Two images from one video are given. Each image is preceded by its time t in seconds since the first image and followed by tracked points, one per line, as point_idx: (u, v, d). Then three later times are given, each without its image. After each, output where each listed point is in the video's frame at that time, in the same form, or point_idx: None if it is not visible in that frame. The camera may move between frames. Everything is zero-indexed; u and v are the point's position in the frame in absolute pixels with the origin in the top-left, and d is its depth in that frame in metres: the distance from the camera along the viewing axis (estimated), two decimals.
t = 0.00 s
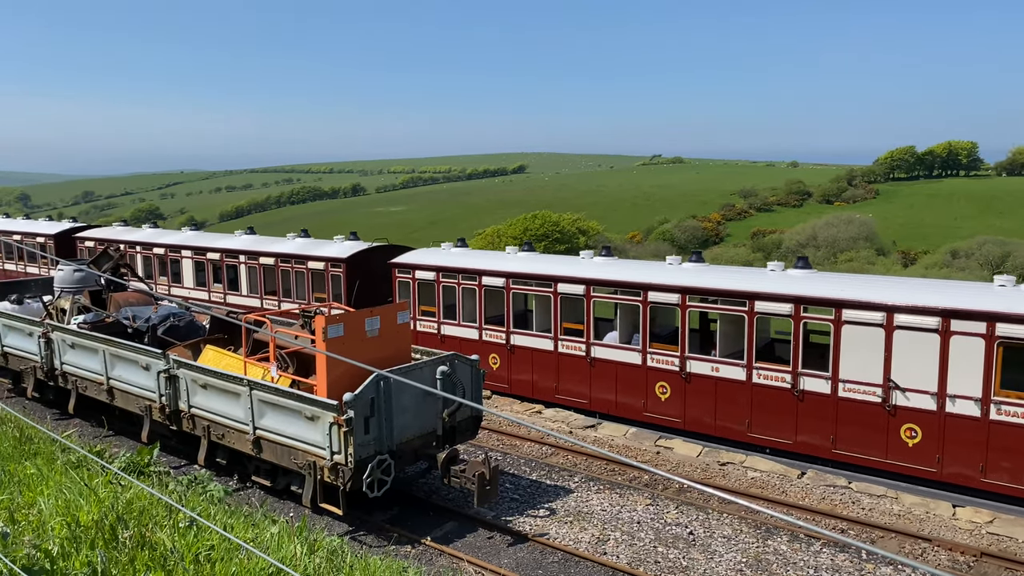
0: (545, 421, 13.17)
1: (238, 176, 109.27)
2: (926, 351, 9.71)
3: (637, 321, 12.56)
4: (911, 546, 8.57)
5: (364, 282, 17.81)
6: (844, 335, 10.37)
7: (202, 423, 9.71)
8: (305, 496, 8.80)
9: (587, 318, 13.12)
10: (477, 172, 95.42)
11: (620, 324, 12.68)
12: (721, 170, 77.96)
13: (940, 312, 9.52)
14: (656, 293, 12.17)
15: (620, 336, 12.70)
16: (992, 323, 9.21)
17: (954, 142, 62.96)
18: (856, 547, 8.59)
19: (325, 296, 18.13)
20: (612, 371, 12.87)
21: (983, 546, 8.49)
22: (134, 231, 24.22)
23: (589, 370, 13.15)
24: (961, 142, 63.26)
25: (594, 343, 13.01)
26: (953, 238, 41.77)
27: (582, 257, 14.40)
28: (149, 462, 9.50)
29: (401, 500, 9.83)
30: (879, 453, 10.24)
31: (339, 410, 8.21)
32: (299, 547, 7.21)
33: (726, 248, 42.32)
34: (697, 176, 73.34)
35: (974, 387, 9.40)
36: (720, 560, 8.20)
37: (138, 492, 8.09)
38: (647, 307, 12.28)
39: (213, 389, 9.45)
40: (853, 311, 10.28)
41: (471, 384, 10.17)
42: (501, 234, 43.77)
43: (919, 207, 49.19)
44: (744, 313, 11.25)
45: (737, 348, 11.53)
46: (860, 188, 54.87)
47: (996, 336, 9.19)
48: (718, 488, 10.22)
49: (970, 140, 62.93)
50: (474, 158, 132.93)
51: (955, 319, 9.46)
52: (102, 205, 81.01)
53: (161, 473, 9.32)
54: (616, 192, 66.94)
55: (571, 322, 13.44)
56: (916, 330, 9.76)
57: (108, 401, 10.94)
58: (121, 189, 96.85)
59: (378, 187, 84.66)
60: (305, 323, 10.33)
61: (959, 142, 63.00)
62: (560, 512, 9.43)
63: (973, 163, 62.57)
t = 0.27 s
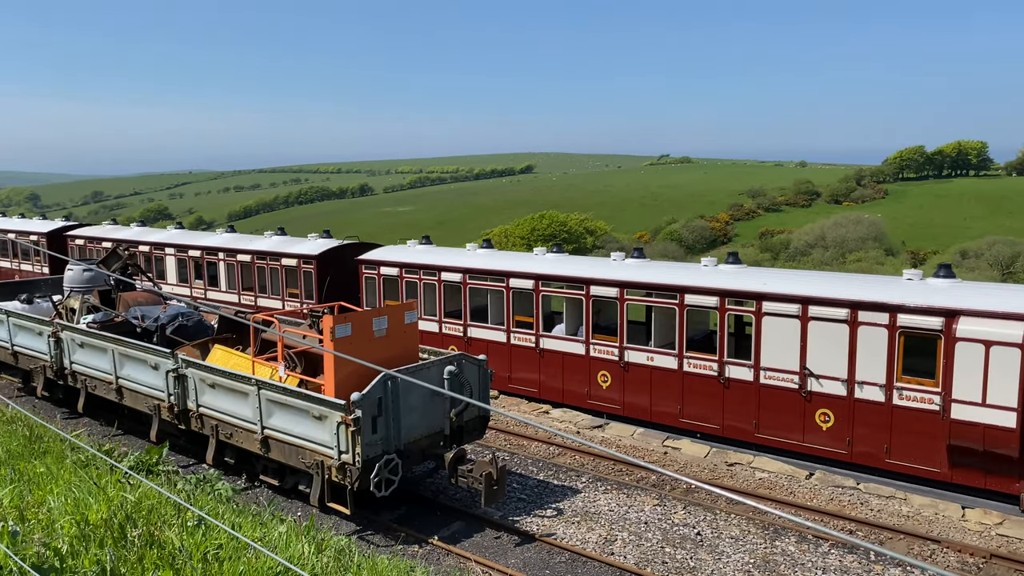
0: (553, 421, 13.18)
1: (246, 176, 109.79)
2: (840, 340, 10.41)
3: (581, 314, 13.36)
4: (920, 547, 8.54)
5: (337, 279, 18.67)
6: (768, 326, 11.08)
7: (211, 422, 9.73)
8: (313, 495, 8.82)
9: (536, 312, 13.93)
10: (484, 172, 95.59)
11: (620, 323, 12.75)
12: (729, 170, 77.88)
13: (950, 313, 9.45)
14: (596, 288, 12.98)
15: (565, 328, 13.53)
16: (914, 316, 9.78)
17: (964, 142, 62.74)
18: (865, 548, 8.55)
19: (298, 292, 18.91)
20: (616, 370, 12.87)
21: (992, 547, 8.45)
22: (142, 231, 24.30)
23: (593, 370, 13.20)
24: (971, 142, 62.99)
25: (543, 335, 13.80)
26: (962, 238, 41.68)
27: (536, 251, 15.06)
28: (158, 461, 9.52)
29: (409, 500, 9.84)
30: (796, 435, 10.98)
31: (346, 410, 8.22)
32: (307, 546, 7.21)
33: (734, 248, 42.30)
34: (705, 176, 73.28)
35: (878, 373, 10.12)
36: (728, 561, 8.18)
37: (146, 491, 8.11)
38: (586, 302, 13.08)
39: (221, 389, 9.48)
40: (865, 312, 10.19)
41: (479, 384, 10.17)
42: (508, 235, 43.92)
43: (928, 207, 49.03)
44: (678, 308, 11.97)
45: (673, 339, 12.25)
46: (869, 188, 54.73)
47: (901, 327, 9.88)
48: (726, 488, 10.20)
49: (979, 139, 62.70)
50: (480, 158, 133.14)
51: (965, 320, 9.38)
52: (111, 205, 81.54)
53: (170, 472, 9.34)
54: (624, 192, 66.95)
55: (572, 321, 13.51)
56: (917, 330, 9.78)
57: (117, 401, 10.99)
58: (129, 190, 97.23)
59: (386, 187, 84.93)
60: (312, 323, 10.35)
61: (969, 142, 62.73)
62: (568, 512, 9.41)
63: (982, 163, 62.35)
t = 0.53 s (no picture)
0: (559, 422, 13.18)
1: (253, 176, 110.09)
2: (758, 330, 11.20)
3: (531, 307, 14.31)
4: (926, 548, 8.51)
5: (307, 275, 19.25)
6: (695, 318, 11.91)
7: (218, 421, 9.76)
8: (319, 495, 8.82)
9: (490, 305, 14.82)
10: (490, 172, 95.73)
11: (623, 322, 12.81)
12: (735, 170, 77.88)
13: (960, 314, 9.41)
14: (541, 283, 13.91)
15: (543, 324, 14.00)
16: (824, 308, 10.55)
17: (971, 142, 62.58)
18: (871, 549, 8.52)
19: (271, 288, 19.45)
20: (620, 370, 12.96)
21: (1000, 549, 8.42)
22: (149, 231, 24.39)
23: (597, 370, 13.24)
24: (978, 141, 62.84)
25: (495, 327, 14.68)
26: (970, 238, 41.58)
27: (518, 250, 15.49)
28: (164, 461, 9.54)
29: (414, 500, 9.84)
30: (721, 418, 11.77)
31: (352, 410, 8.21)
32: (313, 545, 7.22)
33: (740, 248, 42.30)
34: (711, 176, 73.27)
35: (793, 361, 10.89)
36: (734, 561, 8.16)
37: (153, 491, 8.12)
38: (533, 295, 14.00)
39: (228, 389, 9.50)
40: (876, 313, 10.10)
41: (484, 384, 10.18)
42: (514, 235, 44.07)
43: (935, 207, 48.97)
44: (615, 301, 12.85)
45: (612, 330, 13.20)
46: (876, 188, 54.66)
47: (811, 317, 10.65)
48: (732, 489, 10.18)
49: (987, 140, 62.51)
50: (485, 158, 133.30)
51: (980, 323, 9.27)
52: (118, 205, 81.85)
53: (177, 471, 9.36)
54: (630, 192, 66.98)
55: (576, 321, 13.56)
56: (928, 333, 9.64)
57: (124, 400, 11.02)
58: (135, 190, 97.52)
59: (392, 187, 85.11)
60: (319, 323, 10.37)
61: (976, 142, 62.57)
62: (574, 513, 9.41)
63: (990, 163, 62.13)
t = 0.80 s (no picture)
0: (563, 421, 13.19)
1: (258, 176, 110.39)
2: (686, 321, 12.00)
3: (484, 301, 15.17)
4: (932, 549, 8.49)
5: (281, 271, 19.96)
6: (631, 310, 12.73)
7: (222, 421, 9.77)
8: (323, 494, 8.82)
9: (448, 299, 15.75)
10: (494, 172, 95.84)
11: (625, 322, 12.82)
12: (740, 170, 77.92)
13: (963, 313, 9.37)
14: (494, 277, 14.74)
15: (546, 325, 14.03)
16: (744, 300, 11.31)
17: (977, 142, 62.50)
18: (876, 550, 8.51)
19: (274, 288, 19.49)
20: (624, 371, 12.95)
21: (1006, 550, 8.39)
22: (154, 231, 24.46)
23: (600, 370, 13.26)
24: (984, 142, 62.69)
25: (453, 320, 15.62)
26: (976, 238, 41.54)
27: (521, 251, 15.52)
28: (169, 460, 9.55)
29: (419, 500, 9.83)
30: (654, 405, 12.58)
31: (357, 410, 8.20)
32: (317, 545, 7.23)
33: (745, 248, 42.31)
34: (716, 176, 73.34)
35: (717, 350, 11.67)
36: (739, 562, 8.15)
37: (158, 490, 8.13)
38: (486, 290, 14.86)
39: (233, 388, 9.50)
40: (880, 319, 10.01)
41: (489, 384, 10.18)
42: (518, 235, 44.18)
43: (941, 207, 48.93)
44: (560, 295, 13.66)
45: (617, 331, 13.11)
46: (882, 188, 54.62)
47: (733, 309, 11.42)
48: (737, 489, 10.17)
49: (993, 140, 62.39)
50: (489, 158, 133.44)
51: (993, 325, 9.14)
52: (124, 205, 82.16)
53: (182, 471, 9.37)
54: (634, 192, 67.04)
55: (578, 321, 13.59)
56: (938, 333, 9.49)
57: (129, 400, 11.05)
58: (141, 190, 97.82)
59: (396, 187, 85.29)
60: (324, 323, 10.36)
61: (981, 142, 62.43)
62: (578, 513, 9.40)
63: (996, 163, 61.98)
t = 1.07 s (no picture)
0: (566, 422, 13.20)
1: (261, 176, 110.64)
2: (622, 314, 12.82)
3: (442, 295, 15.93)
4: (936, 550, 8.48)
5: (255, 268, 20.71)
6: (575, 304, 13.55)
7: (226, 421, 9.78)
8: (327, 494, 8.82)
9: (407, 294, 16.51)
10: (497, 172, 95.91)
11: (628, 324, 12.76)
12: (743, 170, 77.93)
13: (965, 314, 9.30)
14: (450, 274, 15.47)
15: (548, 325, 14.00)
16: (673, 293, 12.10)
17: (981, 142, 62.44)
18: (880, 551, 8.49)
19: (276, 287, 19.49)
20: (627, 371, 12.94)
21: (1010, 551, 8.38)
22: (158, 231, 24.53)
23: (602, 370, 13.27)
24: (988, 142, 62.57)
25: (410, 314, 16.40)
26: (980, 238, 41.53)
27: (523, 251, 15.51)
28: (173, 460, 9.57)
29: (422, 500, 9.84)
30: (595, 392, 13.44)
31: (360, 410, 8.19)
32: (321, 545, 7.23)
33: (749, 248, 42.31)
34: (719, 176, 73.34)
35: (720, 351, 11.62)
36: (742, 562, 8.14)
37: (162, 490, 8.13)
38: (442, 285, 15.57)
39: (236, 388, 9.51)
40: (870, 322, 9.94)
41: (492, 384, 10.18)
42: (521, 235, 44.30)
43: (945, 207, 48.88)
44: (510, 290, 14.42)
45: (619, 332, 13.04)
46: (885, 188, 54.59)
47: (662, 301, 12.23)
48: (740, 490, 10.16)
49: (997, 140, 62.27)
50: (492, 159, 133.57)
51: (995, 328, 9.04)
52: (127, 205, 82.39)
53: (186, 471, 9.38)
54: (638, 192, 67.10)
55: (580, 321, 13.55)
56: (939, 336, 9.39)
57: (133, 400, 11.07)
58: (144, 191, 98.09)
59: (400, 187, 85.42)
60: (327, 323, 10.36)
61: (986, 142, 62.29)
62: (581, 513, 9.41)
63: (1000, 163, 61.89)
